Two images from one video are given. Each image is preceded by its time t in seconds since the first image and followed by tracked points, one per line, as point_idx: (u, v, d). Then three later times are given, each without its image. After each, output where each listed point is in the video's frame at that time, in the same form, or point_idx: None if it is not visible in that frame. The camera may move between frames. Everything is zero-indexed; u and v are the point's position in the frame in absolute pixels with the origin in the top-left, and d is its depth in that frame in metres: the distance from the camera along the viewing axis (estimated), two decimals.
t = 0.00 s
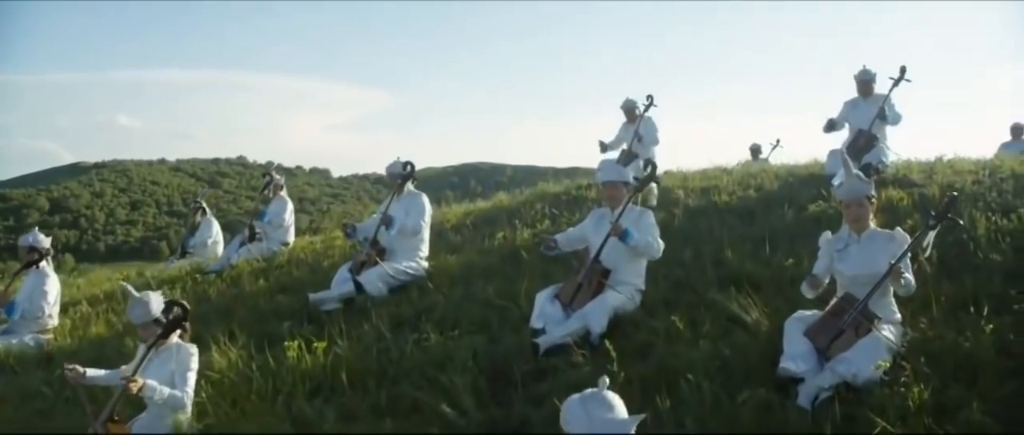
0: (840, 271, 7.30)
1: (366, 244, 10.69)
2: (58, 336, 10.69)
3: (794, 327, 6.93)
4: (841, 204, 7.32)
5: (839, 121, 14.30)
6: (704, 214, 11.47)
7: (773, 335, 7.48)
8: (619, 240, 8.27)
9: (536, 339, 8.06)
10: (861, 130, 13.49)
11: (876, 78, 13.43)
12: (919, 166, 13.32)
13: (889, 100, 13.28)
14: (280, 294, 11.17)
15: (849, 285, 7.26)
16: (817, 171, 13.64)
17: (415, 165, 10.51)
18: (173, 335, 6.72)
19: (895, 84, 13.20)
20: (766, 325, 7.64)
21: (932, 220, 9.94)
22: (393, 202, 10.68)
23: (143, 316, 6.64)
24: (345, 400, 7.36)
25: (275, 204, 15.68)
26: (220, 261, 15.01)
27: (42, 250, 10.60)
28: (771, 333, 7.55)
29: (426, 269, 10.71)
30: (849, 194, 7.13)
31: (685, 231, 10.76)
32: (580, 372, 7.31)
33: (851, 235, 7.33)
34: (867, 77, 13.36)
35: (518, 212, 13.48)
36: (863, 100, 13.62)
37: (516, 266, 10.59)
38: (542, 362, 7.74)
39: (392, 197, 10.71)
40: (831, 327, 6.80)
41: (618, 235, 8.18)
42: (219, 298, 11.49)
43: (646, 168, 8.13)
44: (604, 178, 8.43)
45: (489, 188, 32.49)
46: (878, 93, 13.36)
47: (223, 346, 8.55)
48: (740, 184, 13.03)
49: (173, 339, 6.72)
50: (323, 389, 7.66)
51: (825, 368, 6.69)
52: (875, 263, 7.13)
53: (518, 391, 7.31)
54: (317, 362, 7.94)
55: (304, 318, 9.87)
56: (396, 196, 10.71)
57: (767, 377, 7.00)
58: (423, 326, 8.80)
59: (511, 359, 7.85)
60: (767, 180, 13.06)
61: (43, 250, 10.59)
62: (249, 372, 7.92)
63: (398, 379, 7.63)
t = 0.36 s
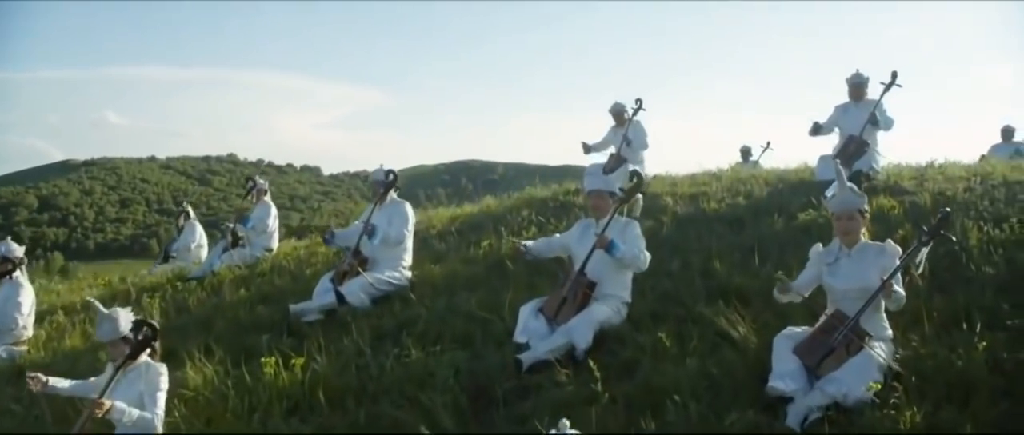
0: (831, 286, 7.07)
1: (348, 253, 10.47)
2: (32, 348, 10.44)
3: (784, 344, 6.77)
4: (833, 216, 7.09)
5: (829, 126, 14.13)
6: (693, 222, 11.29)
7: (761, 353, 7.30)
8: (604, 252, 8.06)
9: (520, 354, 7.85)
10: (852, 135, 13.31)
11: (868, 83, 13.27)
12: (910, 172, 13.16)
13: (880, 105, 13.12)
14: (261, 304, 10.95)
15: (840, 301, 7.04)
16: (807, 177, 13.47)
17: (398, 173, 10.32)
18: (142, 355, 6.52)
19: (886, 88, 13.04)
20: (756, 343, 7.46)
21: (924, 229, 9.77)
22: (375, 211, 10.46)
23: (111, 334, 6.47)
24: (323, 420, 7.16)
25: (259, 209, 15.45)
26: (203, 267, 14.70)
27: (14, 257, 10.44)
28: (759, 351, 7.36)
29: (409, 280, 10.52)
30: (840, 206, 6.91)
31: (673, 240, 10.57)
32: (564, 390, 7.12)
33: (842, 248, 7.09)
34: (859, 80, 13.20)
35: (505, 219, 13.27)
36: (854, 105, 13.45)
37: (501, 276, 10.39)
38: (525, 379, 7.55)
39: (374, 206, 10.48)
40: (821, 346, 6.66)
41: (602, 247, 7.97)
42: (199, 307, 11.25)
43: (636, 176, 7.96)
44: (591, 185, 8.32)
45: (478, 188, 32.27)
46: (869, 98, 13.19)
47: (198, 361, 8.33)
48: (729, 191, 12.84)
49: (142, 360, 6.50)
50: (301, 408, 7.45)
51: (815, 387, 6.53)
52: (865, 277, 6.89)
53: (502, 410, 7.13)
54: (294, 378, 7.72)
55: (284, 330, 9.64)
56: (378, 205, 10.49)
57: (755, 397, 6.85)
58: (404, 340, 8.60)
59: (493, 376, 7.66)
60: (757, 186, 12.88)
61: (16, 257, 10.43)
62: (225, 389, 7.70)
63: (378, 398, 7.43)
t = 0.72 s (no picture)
0: (816, 305, 6.88)
1: (324, 265, 10.17)
2: None
3: (769, 366, 6.60)
4: (820, 233, 6.89)
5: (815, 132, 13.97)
6: (677, 231, 11.10)
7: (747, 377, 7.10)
8: (585, 269, 7.85)
9: (498, 374, 7.64)
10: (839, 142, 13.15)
11: (855, 89, 13.11)
12: (896, 180, 13.02)
13: (867, 112, 12.97)
14: (236, 317, 10.67)
15: (825, 320, 6.84)
16: (793, 185, 13.31)
17: (375, 183, 10.06)
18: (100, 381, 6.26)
19: (872, 95, 12.90)
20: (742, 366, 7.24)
21: (911, 241, 9.61)
22: (352, 222, 10.18)
23: (69, 356, 6.24)
24: None
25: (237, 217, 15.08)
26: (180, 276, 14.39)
27: None
28: (744, 376, 7.16)
29: (387, 292, 10.23)
30: (828, 222, 6.73)
31: (657, 252, 10.37)
32: (544, 415, 6.90)
33: (829, 266, 6.90)
34: (845, 86, 13.04)
35: (486, 227, 13.04)
36: (840, 111, 13.29)
37: (482, 289, 10.17)
38: (503, 402, 7.35)
39: (351, 217, 10.20)
40: (807, 369, 6.49)
41: (583, 262, 7.74)
42: (173, 319, 10.96)
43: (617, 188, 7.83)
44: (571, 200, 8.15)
45: (463, 187, 32.01)
46: (855, 104, 13.04)
47: (167, 382, 8.05)
48: (715, 198, 12.66)
49: (102, 385, 6.24)
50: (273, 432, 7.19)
51: (800, 412, 6.35)
52: (853, 296, 6.69)
53: None
54: (266, 400, 7.46)
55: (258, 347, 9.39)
56: (355, 217, 10.22)
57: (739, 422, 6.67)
58: (381, 358, 8.36)
59: (472, 398, 7.43)
60: (743, 194, 12.70)
61: None
62: (193, 412, 7.43)
63: (352, 423, 7.18)
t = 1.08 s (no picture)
0: (801, 326, 6.69)
1: (299, 279, 9.87)
2: None
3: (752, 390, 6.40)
4: (806, 252, 6.70)
5: (800, 138, 13.77)
6: (660, 242, 10.89)
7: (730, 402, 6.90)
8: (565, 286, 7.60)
9: (475, 396, 7.41)
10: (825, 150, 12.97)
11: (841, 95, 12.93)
12: (882, 189, 12.87)
13: (853, 119, 12.79)
14: (209, 332, 10.39)
15: (810, 342, 6.65)
16: (778, 193, 13.13)
17: (350, 195, 9.75)
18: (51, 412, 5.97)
19: (858, 102, 12.73)
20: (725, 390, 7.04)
21: (898, 254, 9.43)
22: (327, 234, 9.86)
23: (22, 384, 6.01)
24: None
25: (212, 224, 14.72)
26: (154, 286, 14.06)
27: None
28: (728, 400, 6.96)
29: (363, 305, 9.94)
30: (815, 241, 6.55)
31: (640, 264, 10.16)
32: None
33: (815, 286, 6.71)
34: (831, 92, 12.85)
35: (467, 236, 12.80)
36: (826, 118, 13.09)
37: (461, 303, 9.94)
38: (480, 426, 7.13)
39: (326, 229, 9.88)
40: (791, 393, 6.29)
41: (563, 281, 7.51)
42: (144, 332, 10.67)
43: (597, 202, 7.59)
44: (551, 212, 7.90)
45: (448, 187, 31.71)
46: (841, 111, 12.85)
47: (132, 404, 7.78)
48: (700, 207, 12.47)
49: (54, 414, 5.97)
50: None
51: None
52: (840, 318, 6.49)
53: None
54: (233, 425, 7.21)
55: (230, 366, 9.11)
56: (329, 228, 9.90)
57: None
58: (355, 380, 8.12)
59: (447, 423, 7.21)
60: (728, 203, 12.51)
61: None
62: None
63: None
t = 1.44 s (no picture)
0: (791, 345, 6.50)
1: (278, 290, 9.59)
2: None
3: (740, 412, 6.23)
4: (799, 270, 6.49)
5: (789, 144, 13.58)
6: (648, 252, 10.69)
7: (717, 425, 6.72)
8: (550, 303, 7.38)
9: (457, 417, 7.21)
10: (815, 156, 12.78)
11: (831, 101, 12.73)
12: (872, 196, 12.69)
13: (843, 125, 12.59)
14: (187, 345, 10.14)
15: (799, 359, 6.47)
16: (767, 200, 12.93)
17: (331, 205, 9.51)
18: None
19: (849, 106, 12.53)
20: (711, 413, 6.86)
21: (889, 266, 9.24)
22: (307, 244, 9.59)
23: None
24: None
25: (193, 231, 14.40)
26: (134, 294, 13.77)
27: None
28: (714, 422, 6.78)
29: (343, 317, 9.70)
30: (808, 258, 6.36)
31: (626, 275, 9.95)
32: None
33: (807, 305, 6.51)
34: (822, 98, 12.65)
35: (451, 244, 12.56)
36: (817, 124, 12.88)
37: (443, 317, 9.72)
38: None
39: (306, 239, 9.60)
40: (779, 416, 6.11)
41: (547, 297, 7.31)
42: (120, 345, 10.40)
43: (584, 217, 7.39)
44: (537, 224, 7.66)
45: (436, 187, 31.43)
46: (831, 117, 12.66)
47: (102, 426, 7.57)
48: (689, 214, 12.25)
49: None
50: None
51: None
52: (830, 338, 6.32)
53: None
54: None
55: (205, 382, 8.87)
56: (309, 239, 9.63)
57: None
58: (333, 400, 7.91)
59: None
60: (717, 210, 12.32)
61: None
62: None
63: None
